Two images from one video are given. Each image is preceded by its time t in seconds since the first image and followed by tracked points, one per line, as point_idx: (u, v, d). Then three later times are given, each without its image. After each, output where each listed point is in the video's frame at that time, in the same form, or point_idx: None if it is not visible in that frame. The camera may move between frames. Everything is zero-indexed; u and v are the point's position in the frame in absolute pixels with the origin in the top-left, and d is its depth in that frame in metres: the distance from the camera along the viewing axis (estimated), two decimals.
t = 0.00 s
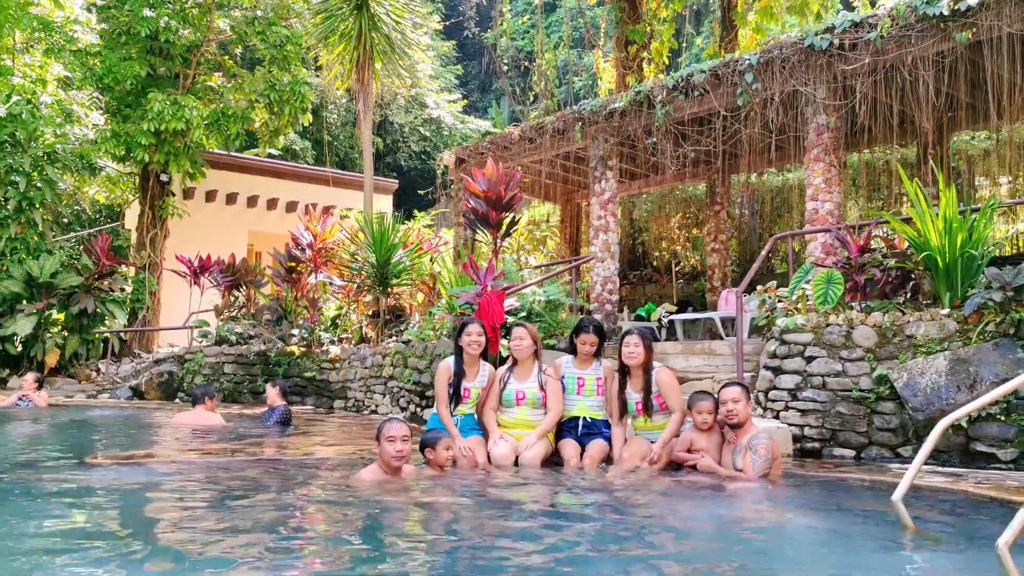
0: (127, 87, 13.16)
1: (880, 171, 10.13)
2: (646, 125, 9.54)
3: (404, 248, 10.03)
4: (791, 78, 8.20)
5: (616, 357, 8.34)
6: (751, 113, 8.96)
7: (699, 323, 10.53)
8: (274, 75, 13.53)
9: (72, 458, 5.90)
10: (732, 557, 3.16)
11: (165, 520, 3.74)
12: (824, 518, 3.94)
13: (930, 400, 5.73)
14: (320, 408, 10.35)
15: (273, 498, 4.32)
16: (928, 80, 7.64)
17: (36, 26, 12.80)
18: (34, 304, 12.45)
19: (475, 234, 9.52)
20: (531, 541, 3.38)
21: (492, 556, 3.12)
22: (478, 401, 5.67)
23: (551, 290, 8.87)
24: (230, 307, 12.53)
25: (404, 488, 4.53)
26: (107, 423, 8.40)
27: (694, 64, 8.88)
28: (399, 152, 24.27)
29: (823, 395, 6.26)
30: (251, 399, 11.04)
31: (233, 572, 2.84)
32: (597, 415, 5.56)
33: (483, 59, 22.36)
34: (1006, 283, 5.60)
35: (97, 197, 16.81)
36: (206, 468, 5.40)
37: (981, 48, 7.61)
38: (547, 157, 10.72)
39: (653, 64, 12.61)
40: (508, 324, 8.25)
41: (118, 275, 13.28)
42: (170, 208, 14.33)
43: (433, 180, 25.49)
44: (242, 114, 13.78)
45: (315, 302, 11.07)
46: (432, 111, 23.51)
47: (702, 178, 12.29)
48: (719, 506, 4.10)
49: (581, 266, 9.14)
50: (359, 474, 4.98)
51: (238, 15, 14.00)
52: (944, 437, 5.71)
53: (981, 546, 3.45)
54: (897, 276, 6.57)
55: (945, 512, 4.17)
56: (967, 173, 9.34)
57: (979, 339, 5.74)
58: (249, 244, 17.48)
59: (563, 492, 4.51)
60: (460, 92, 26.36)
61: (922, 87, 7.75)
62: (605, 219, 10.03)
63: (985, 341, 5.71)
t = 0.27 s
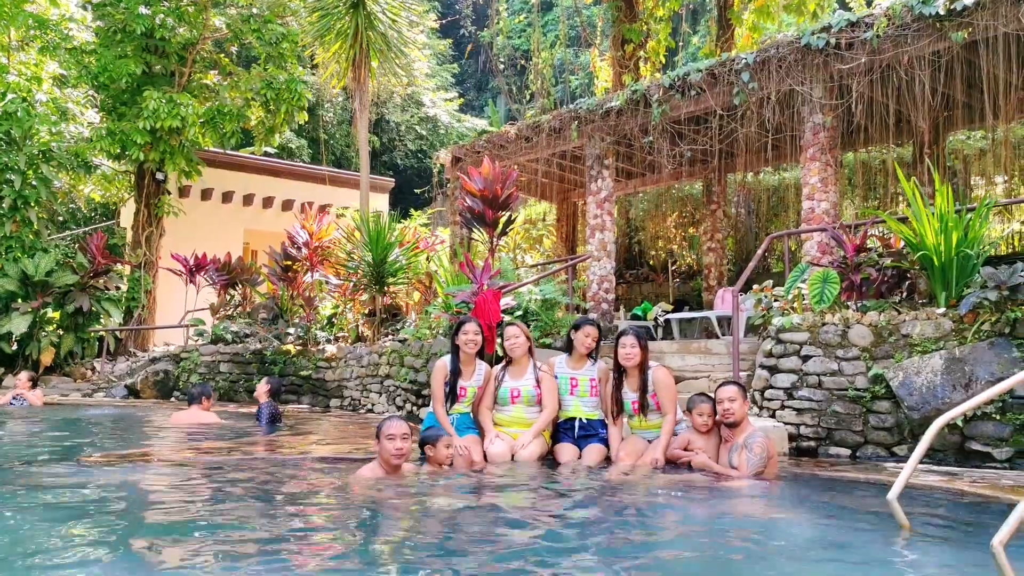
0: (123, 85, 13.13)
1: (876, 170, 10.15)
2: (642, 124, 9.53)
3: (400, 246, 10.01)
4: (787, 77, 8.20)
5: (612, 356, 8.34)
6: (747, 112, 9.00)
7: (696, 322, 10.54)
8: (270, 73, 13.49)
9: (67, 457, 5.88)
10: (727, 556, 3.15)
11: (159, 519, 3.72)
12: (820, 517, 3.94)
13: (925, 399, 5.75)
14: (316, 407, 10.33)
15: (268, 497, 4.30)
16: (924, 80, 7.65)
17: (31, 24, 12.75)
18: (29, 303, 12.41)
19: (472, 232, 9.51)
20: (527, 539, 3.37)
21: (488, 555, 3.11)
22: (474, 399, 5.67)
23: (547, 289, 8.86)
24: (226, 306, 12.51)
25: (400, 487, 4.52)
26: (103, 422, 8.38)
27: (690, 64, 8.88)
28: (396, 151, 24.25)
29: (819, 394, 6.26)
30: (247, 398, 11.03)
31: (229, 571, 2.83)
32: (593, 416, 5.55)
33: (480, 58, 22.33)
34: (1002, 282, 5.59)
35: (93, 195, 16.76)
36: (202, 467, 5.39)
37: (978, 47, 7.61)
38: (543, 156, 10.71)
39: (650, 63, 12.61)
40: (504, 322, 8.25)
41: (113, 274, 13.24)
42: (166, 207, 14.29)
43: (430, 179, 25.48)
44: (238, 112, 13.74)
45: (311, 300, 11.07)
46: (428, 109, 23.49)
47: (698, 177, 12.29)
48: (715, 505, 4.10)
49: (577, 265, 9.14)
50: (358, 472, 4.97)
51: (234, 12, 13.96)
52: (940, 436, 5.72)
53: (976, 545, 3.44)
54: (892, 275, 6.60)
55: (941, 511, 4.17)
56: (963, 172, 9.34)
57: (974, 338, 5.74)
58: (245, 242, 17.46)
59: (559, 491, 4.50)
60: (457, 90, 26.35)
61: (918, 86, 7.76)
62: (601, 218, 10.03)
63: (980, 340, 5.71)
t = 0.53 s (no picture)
0: (121, 85, 13.12)
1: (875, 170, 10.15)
2: (641, 124, 9.53)
3: (399, 246, 10.01)
4: (786, 77, 8.21)
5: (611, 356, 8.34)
6: (746, 112, 9.00)
7: (695, 322, 10.55)
8: (269, 73, 13.49)
9: (65, 456, 5.88)
10: (726, 556, 3.15)
11: (157, 519, 3.71)
12: (818, 517, 3.94)
13: (924, 399, 5.76)
14: (315, 407, 10.32)
15: (266, 497, 4.30)
16: (923, 80, 7.66)
17: (30, 23, 12.75)
18: (28, 303, 12.41)
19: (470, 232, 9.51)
20: (525, 539, 3.37)
21: (486, 555, 3.11)
22: (472, 399, 5.67)
23: (546, 288, 8.86)
24: (225, 306, 12.51)
25: (399, 487, 4.52)
26: (101, 422, 8.37)
27: (689, 63, 8.88)
28: (395, 151, 24.26)
29: (818, 394, 6.26)
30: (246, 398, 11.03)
31: (227, 571, 2.83)
32: (591, 416, 5.55)
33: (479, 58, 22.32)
34: (1000, 282, 5.59)
35: (92, 195, 16.76)
36: (201, 467, 5.38)
37: (976, 47, 7.62)
38: (542, 156, 10.71)
39: (649, 63, 12.62)
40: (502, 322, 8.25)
41: (112, 273, 13.24)
42: (165, 207, 14.28)
43: (428, 179, 25.49)
44: (237, 112, 13.76)
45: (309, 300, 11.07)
46: (427, 110, 23.49)
47: (697, 177, 12.28)
48: (713, 505, 4.10)
49: (576, 265, 9.14)
50: (359, 472, 4.97)
51: (233, 12, 13.96)
52: (938, 436, 5.72)
53: (973, 545, 3.44)
54: (891, 275, 6.59)
55: (939, 512, 4.17)
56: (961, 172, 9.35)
57: (972, 338, 5.74)
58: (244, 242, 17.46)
59: (558, 490, 4.50)
60: (456, 90, 26.35)
61: (916, 86, 7.77)
62: (600, 218, 10.02)
63: (979, 340, 5.71)
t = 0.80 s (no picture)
0: (122, 86, 13.13)
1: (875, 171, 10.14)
2: (642, 124, 9.52)
3: (399, 247, 10.01)
4: (786, 78, 8.21)
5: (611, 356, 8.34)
6: (747, 112, 8.99)
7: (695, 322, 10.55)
8: (270, 73, 13.50)
9: (65, 457, 5.87)
10: (727, 557, 3.14)
11: (158, 520, 3.71)
12: (819, 518, 3.93)
13: (925, 399, 5.75)
14: (315, 407, 10.32)
15: (267, 498, 4.29)
16: (923, 80, 7.65)
17: (30, 24, 12.76)
18: (29, 303, 12.40)
19: (471, 233, 9.51)
20: (526, 540, 3.36)
21: (487, 556, 3.10)
22: (472, 399, 5.67)
23: (546, 289, 8.86)
24: (225, 306, 12.51)
25: (400, 487, 4.52)
26: (101, 422, 8.37)
27: (690, 64, 8.88)
28: (395, 151, 24.26)
29: (818, 395, 6.26)
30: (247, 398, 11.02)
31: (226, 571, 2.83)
32: (592, 416, 5.55)
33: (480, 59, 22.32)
34: (1001, 282, 5.59)
35: (92, 195, 16.76)
36: (201, 467, 5.38)
37: (977, 48, 7.61)
38: (543, 156, 10.71)
39: (649, 63, 12.62)
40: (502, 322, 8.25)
41: (112, 274, 13.24)
42: (166, 207, 14.28)
43: (429, 179, 25.50)
44: (238, 112, 13.77)
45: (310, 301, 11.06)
46: (428, 110, 23.49)
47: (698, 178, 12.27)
48: (714, 505, 4.10)
49: (577, 266, 9.13)
50: (360, 473, 4.96)
51: (233, 13, 13.96)
52: (939, 437, 5.71)
53: (974, 546, 3.44)
54: (892, 275, 6.58)
55: (940, 512, 4.17)
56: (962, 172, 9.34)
57: (973, 339, 5.74)
58: (244, 243, 17.46)
59: (559, 491, 4.49)
60: (456, 90, 26.35)
61: (917, 87, 7.77)
62: (600, 218, 10.02)
63: (980, 340, 5.71)
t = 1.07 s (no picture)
0: (123, 85, 13.15)
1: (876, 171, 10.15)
2: (642, 124, 9.52)
3: (400, 247, 10.02)
4: (787, 78, 8.20)
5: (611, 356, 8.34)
6: (747, 112, 8.99)
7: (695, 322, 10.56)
8: (270, 73, 13.50)
9: (66, 457, 5.87)
10: (727, 556, 3.14)
11: (158, 520, 3.71)
12: (820, 518, 3.93)
13: (925, 399, 5.76)
14: (316, 407, 10.33)
15: (267, 497, 4.30)
16: (924, 80, 7.65)
17: (31, 24, 12.78)
18: (30, 303, 12.41)
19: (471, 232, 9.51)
20: (527, 540, 3.36)
21: (487, 555, 3.10)
22: (473, 399, 5.67)
23: (547, 288, 8.88)
24: (226, 306, 12.52)
25: (401, 487, 4.52)
26: (101, 422, 8.37)
27: (691, 64, 8.88)
28: (396, 151, 24.26)
29: (819, 395, 6.26)
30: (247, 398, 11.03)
31: (226, 571, 2.82)
32: (593, 416, 5.55)
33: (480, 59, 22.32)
34: (1002, 282, 5.59)
35: (93, 195, 16.77)
36: (201, 467, 5.38)
37: (977, 48, 7.61)
38: (543, 156, 10.71)
39: (650, 63, 12.62)
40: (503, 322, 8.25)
41: (113, 273, 13.24)
42: (167, 207, 14.29)
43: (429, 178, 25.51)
44: (238, 112, 13.77)
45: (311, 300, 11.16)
46: (428, 109, 23.49)
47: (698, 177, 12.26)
48: (715, 505, 4.10)
49: (577, 266, 9.12)
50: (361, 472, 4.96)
51: (233, 13, 13.97)
52: (940, 436, 5.72)
53: (974, 545, 3.44)
54: (892, 275, 6.59)
55: (941, 512, 4.17)
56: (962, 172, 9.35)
57: (974, 339, 5.74)
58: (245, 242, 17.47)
59: (559, 490, 4.50)
60: (457, 90, 26.35)
61: (918, 86, 7.76)
62: (601, 218, 10.02)
63: (980, 340, 5.71)
